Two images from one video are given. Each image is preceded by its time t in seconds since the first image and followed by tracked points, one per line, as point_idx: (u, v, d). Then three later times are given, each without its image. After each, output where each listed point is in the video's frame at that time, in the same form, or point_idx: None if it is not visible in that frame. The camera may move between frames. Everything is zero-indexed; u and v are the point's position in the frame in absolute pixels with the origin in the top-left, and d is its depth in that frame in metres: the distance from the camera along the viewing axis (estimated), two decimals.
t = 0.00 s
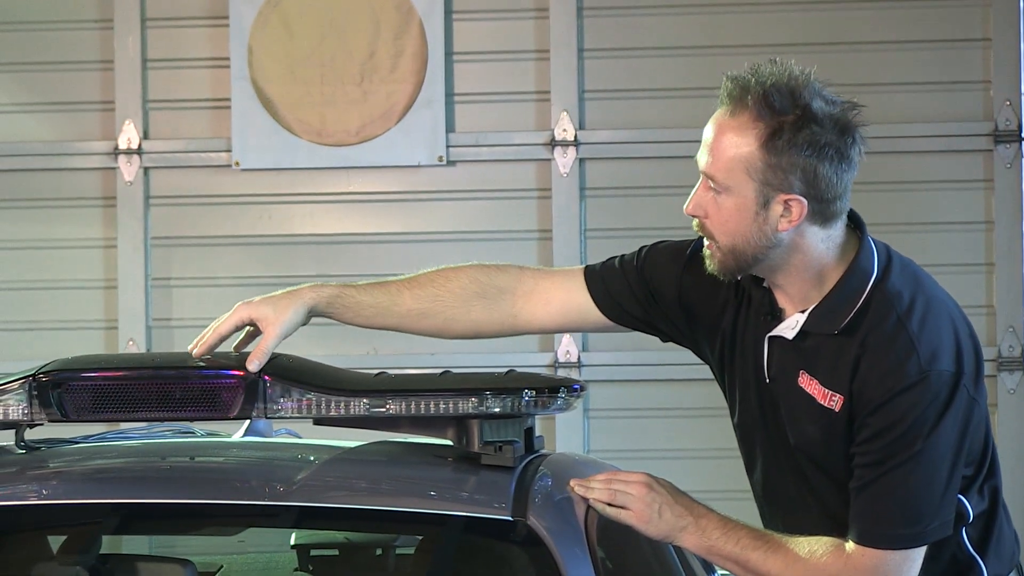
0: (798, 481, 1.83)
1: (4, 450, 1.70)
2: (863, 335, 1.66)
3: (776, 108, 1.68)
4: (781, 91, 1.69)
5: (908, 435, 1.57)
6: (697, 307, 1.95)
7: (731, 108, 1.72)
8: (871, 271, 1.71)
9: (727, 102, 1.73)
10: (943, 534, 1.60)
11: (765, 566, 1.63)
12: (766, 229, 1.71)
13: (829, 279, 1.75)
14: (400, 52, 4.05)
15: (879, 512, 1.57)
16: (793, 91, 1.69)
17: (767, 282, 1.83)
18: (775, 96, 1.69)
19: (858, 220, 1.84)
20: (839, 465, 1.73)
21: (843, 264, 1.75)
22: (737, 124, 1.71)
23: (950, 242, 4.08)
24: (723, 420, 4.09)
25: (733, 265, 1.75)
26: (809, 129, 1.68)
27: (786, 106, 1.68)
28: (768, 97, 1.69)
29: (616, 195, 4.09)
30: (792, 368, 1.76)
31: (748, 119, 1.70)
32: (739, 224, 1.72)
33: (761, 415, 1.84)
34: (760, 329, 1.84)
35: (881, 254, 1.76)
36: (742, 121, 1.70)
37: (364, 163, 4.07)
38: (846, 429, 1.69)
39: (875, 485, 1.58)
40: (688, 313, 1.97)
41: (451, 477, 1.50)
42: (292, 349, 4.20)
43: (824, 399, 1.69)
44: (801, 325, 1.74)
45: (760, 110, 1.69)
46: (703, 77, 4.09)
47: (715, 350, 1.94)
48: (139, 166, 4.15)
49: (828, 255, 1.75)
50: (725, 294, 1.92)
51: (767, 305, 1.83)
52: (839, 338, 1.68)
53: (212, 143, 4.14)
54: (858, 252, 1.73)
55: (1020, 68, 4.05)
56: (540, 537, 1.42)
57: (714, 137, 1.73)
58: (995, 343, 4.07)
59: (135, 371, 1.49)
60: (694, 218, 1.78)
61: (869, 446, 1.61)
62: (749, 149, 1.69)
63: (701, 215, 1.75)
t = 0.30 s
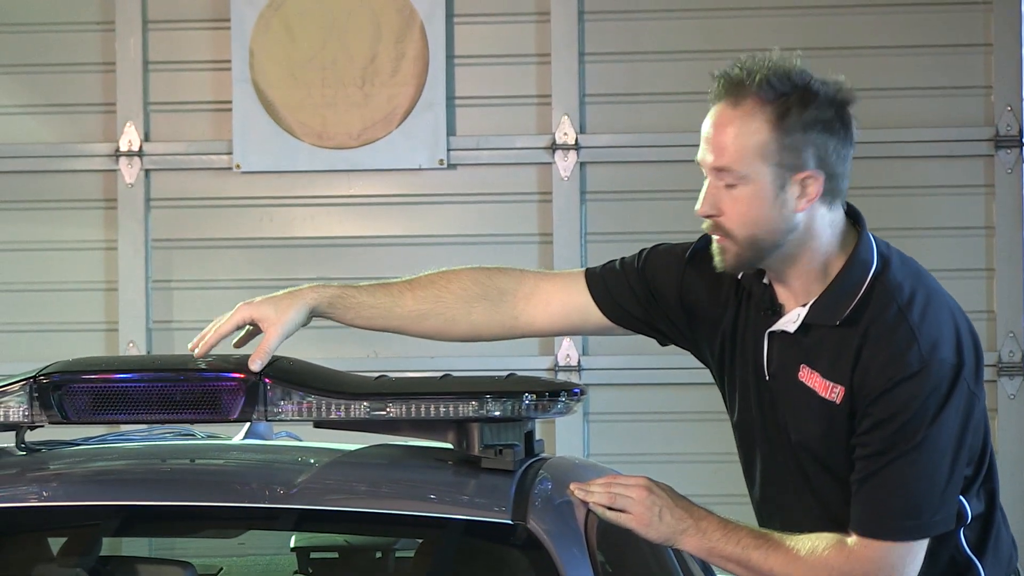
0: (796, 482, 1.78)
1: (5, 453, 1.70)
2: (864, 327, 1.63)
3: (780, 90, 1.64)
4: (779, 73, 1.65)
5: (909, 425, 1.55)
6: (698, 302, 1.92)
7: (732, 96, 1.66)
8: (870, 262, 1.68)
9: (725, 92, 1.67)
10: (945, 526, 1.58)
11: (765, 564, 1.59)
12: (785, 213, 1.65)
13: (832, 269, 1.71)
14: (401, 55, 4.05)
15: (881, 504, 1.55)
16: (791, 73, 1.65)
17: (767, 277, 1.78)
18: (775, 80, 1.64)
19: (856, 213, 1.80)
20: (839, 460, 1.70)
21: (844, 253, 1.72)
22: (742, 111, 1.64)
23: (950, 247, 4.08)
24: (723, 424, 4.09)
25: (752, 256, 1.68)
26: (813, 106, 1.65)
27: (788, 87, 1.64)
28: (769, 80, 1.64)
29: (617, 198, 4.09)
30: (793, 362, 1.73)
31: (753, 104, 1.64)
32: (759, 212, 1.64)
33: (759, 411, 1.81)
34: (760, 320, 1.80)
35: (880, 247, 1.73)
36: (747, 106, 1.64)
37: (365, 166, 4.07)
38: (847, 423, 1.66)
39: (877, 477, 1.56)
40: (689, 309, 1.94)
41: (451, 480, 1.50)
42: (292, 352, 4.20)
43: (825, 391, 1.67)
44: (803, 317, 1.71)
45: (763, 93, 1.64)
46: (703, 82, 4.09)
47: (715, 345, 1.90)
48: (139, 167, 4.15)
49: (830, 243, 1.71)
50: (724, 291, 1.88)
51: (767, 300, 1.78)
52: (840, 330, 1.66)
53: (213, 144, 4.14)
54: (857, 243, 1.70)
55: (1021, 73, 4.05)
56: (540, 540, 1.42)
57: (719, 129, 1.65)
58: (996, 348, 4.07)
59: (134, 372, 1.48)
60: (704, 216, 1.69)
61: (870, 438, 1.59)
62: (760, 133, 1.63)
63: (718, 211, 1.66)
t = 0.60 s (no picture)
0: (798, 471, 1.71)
1: (7, 451, 1.70)
2: (869, 298, 1.60)
3: (797, 63, 1.60)
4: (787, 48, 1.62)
5: (916, 390, 1.50)
6: (700, 300, 1.88)
7: (752, 75, 1.59)
8: (871, 237, 1.66)
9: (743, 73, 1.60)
10: (953, 498, 1.53)
11: (768, 547, 1.55)
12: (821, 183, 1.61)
13: (835, 247, 1.69)
14: (404, 53, 4.04)
15: (888, 471, 1.51)
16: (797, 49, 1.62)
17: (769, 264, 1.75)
18: (790, 56, 1.60)
19: (856, 197, 1.77)
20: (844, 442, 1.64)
21: (846, 232, 1.70)
22: (767, 88, 1.59)
23: (953, 246, 4.08)
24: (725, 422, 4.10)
25: (796, 235, 1.60)
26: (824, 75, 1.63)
27: (802, 62, 1.60)
28: (784, 55, 1.60)
29: (618, 197, 4.09)
30: (797, 340, 1.69)
31: (777, 79, 1.59)
32: (804, 186, 1.58)
33: (758, 397, 1.75)
34: (763, 312, 1.76)
35: (881, 228, 1.72)
36: (771, 83, 1.59)
37: (367, 164, 4.07)
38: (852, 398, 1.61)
39: (884, 445, 1.52)
40: (691, 308, 1.90)
41: (453, 479, 1.50)
42: (294, 350, 4.20)
43: (831, 364, 1.62)
44: (808, 296, 1.67)
45: (782, 68, 1.59)
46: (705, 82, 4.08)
47: (717, 343, 1.85)
48: (142, 165, 4.15)
49: (834, 221, 1.69)
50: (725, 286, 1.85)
51: (770, 287, 1.75)
52: (844, 303, 1.63)
53: (215, 142, 4.14)
54: (856, 220, 1.69)
55: None
56: (542, 540, 1.42)
57: (746, 110, 1.58)
58: (998, 347, 4.07)
59: (137, 370, 1.48)
60: (745, 203, 1.58)
61: (875, 406, 1.54)
62: (790, 106, 1.58)
63: (767, 192, 1.57)
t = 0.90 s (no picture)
0: (797, 469, 1.70)
1: (6, 451, 1.70)
2: (870, 291, 1.61)
3: (800, 55, 1.60)
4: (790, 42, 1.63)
5: (916, 381, 1.51)
6: (700, 300, 1.87)
7: (756, 67, 1.60)
8: (871, 233, 1.67)
9: (745, 66, 1.61)
10: (953, 492, 1.53)
11: (769, 547, 1.54)
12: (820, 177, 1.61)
13: (835, 242, 1.70)
14: (403, 56, 4.05)
15: (888, 462, 1.51)
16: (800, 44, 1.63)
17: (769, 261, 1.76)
18: (794, 49, 1.60)
19: (856, 196, 1.77)
20: (844, 438, 1.64)
21: (846, 227, 1.71)
22: (769, 80, 1.59)
23: (952, 248, 4.08)
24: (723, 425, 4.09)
25: (797, 227, 1.60)
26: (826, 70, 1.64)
27: (807, 56, 1.61)
28: (787, 48, 1.61)
29: (618, 199, 4.09)
30: (797, 336, 1.69)
31: (779, 72, 1.60)
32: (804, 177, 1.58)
33: (757, 395, 1.75)
34: (763, 309, 1.76)
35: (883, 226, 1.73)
36: (773, 76, 1.59)
37: (366, 166, 4.08)
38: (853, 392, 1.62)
39: (885, 435, 1.52)
40: (691, 308, 1.90)
41: (451, 481, 1.50)
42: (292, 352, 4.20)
43: (833, 358, 1.63)
44: (810, 290, 1.67)
45: (785, 60, 1.60)
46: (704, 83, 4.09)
47: (716, 343, 1.85)
48: (141, 167, 4.15)
49: (836, 215, 1.70)
50: (724, 286, 1.84)
51: (770, 283, 1.75)
52: (845, 297, 1.63)
53: (214, 145, 4.14)
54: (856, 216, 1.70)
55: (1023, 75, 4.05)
56: (541, 543, 1.42)
57: (750, 102, 1.59)
58: (996, 350, 4.07)
59: (136, 372, 1.48)
60: (746, 193, 1.59)
61: (876, 398, 1.54)
62: (792, 98, 1.59)
63: (766, 183, 1.57)
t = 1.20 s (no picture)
0: (801, 469, 1.70)
1: (9, 454, 1.70)
2: (874, 289, 1.61)
3: (797, 54, 1.60)
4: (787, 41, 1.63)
5: (920, 378, 1.51)
6: (701, 303, 1.87)
7: (754, 66, 1.60)
8: (874, 231, 1.67)
9: (743, 65, 1.60)
10: (957, 490, 1.53)
11: (772, 546, 1.55)
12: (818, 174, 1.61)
13: (837, 241, 1.70)
14: (404, 57, 4.04)
15: (892, 459, 1.51)
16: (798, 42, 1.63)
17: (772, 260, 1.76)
18: (791, 47, 1.60)
19: (859, 194, 1.77)
20: (847, 436, 1.64)
21: (849, 225, 1.71)
22: (767, 79, 1.59)
23: (954, 248, 4.07)
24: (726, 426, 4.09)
25: (797, 226, 1.60)
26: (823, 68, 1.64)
27: (804, 54, 1.61)
28: (784, 47, 1.61)
29: (620, 201, 4.09)
30: (801, 335, 1.69)
31: (777, 71, 1.59)
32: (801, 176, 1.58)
33: (760, 394, 1.75)
34: (765, 309, 1.76)
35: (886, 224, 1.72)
36: (770, 75, 1.59)
37: (367, 166, 4.08)
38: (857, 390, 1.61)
39: (889, 432, 1.52)
40: (692, 311, 1.89)
41: (453, 482, 1.50)
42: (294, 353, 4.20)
43: (837, 356, 1.63)
44: (813, 289, 1.68)
45: (783, 59, 1.60)
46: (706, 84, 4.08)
47: (718, 345, 1.84)
48: (143, 168, 4.16)
49: (838, 213, 1.70)
50: (726, 288, 1.84)
51: (772, 284, 1.75)
52: (849, 295, 1.63)
53: (216, 144, 4.14)
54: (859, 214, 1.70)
55: None
56: (542, 543, 1.42)
57: (748, 102, 1.59)
58: (999, 351, 4.07)
59: (138, 373, 1.48)
60: (745, 193, 1.59)
61: (880, 395, 1.54)
62: (789, 97, 1.59)
63: (765, 182, 1.57)
